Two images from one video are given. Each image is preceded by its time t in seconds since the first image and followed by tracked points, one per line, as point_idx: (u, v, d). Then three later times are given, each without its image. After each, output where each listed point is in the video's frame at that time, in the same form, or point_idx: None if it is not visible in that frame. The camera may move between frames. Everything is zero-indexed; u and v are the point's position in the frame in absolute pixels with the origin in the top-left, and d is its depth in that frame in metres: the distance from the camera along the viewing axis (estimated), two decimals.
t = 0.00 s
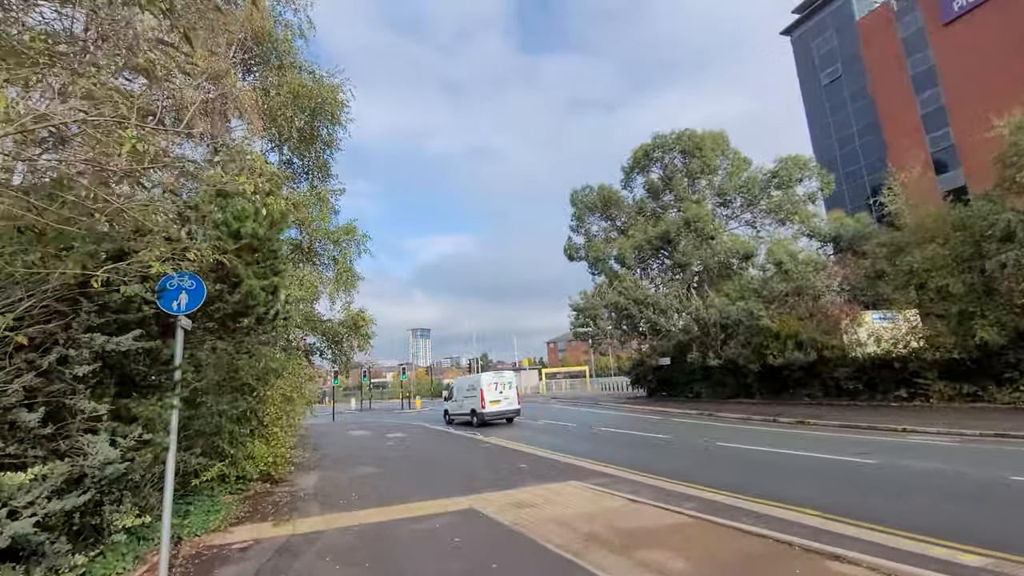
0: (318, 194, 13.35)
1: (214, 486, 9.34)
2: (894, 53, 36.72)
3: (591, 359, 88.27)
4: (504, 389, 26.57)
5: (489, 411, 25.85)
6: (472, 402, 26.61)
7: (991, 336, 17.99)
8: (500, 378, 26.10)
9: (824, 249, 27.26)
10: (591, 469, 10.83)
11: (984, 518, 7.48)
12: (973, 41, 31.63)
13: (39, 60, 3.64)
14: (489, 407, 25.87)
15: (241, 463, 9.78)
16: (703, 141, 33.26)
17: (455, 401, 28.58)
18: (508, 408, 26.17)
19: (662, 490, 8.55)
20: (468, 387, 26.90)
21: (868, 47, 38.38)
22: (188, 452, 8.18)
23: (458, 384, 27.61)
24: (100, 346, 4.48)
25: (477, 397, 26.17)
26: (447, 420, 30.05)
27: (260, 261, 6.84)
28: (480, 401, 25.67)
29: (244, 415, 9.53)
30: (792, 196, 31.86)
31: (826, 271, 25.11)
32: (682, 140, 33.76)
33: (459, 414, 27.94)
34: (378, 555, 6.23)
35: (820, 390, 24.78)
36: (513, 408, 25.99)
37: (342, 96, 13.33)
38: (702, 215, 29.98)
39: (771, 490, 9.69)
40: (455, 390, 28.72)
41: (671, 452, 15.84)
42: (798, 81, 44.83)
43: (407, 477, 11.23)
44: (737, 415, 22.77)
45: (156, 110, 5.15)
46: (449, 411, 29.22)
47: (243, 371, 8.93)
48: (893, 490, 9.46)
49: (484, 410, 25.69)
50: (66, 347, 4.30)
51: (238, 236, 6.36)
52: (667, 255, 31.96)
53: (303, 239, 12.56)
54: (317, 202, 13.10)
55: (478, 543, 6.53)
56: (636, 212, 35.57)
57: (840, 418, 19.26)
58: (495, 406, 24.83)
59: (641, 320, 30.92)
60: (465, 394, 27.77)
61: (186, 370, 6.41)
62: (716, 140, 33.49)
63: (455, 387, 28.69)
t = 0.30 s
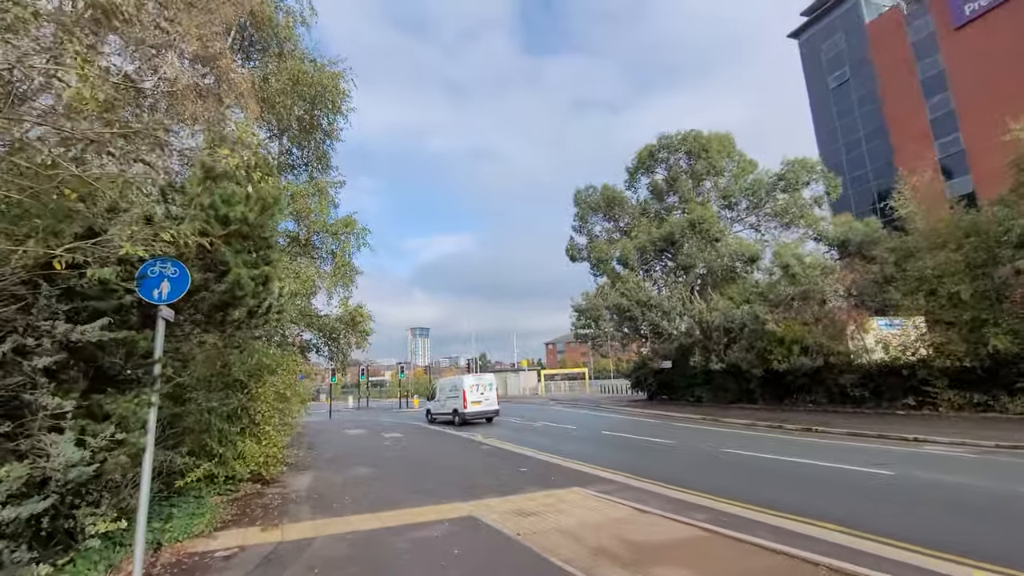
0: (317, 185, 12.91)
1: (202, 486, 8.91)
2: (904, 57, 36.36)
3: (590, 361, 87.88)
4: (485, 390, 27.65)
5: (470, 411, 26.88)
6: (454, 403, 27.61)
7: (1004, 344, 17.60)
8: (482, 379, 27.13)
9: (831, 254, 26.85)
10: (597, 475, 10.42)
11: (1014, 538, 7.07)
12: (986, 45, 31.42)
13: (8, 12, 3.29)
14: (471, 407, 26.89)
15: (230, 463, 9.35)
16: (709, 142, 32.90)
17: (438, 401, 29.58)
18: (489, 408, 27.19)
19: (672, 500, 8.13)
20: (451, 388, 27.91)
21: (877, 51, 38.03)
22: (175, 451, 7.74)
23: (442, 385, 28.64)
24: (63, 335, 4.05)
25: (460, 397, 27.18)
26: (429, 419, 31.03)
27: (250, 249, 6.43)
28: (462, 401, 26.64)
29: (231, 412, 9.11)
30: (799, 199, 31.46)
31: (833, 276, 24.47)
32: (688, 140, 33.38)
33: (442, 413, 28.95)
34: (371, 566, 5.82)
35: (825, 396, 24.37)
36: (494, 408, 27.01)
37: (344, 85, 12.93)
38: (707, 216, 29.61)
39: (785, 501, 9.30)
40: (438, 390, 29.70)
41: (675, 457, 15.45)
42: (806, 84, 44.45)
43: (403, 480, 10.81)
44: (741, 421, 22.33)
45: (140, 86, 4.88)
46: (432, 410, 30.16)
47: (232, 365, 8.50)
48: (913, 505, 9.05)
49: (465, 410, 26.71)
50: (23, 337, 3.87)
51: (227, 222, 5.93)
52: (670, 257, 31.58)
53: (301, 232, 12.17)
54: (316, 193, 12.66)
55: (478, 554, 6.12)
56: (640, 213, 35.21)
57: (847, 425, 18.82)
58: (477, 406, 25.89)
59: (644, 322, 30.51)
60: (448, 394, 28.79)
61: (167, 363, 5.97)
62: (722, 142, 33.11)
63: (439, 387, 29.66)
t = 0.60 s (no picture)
0: (315, 176, 12.51)
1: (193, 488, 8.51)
2: (909, 54, 36.03)
3: (589, 358, 87.58)
4: (468, 389, 28.69)
5: (453, 409, 27.99)
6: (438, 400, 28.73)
7: (1016, 343, 17.27)
8: (465, 379, 28.19)
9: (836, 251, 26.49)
10: (605, 477, 10.07)
11: None
12: (993, 41, 31.13)
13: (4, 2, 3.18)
14: (453, 405, 28.03)
15: (223, 463, 8.96)
16: (712, 139, 32.54)
17: (421, 398, 30.65)
18: (471, 406, 28.37)
19: (687, 504, 7.74)
20: (435, 387, 28.97)
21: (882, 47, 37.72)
22: (163, 451, 7.35)
23: (425, 383, 29.71)
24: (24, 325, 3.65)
25: (443, 396, 28.24)
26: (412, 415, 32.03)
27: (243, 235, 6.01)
28: (445, 399, 27.75)
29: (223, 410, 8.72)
30: (804, 196, 31.06)
31: (841, 273, 23.74)
32: (691, 137, 33.00)
33: (425, 411, 30.01)
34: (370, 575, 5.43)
35: (829, 395, 24.06)
36: (475, 406, 28.19)
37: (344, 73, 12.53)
38: (710, 213, 29.25)
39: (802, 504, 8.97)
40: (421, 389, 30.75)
41: (680, 457, 15.12)
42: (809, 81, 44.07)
43: (403, 480, 10.44)
44: (745, 420, 22.00)
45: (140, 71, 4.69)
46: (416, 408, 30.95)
47: (224, 360, 8.10)
48: (936, 510, 8.68)
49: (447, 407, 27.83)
50: None
51: (215, 207, 5.53)
52: (673, 254, 31.20)
53: (298, 224, 11.80)
54: (313, 184, 12.23)
55: (484, 562, 5.74)
56: (641, 210, 34.86)
57: (854, 425, 18.52)
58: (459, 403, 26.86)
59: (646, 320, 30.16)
60: (431, 393, 29.83)
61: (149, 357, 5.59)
62: (726, 138, 32.77)
63: (423, 385, 30.70)
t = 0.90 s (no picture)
0: (311, 167, 12.12)
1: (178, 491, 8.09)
2: (912, 53, 35.82)
3: (587, 358, 87.25)
4: (449, 389, 29.63)
5: (434, 408, 28.79)
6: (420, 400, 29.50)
7: None
8: (446, 378, 29.13)
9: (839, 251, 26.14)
10: (612, 480, 9.72)
11: None
12: (997, 39, 30.91)
13: None
14: (435, 404, 28.85)
15: (211, 464, 8.55)
16: (714, 137, 32.23)
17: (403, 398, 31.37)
18: (452, 405, 29.24)
19: (699, 510, 7.36)
20: (417, 387, 29.71)
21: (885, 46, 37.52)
22: (147, 453, 6.95)
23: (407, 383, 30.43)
24: None
25: (425, 395, 29.02)
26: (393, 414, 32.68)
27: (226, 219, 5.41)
28: (427, 399, 28.52)
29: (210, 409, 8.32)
30: (806, 195, 30.71)
31: (847, 273, 23.43)
32: (692, 135, 32.69)
33: (406, 410, 30.76)
34: None
35: (832, 397, 23.73)
36: (456, 405, 29.08)
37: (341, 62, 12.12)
38: (712, 212, 28.93)
39: (817, 508, 8.63)
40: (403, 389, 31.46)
41: (684, 457, 14.78)
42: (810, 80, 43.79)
43: (401, 482, 10.04)
44: (747, 421, 21.67)
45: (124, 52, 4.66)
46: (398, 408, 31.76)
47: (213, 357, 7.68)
48: (958, 514, 8.33)
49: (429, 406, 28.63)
50: None
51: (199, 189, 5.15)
52: (674, 253, 30.85)
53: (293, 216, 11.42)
54: (307, 174, 11.76)
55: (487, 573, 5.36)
56: (642, 209, 34.53)
57: (861, 427, 18.23)
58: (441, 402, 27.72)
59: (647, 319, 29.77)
60: (413, 392, 30.56)
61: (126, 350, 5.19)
62: (728, 136, 32.45)
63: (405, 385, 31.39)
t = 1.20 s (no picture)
0: (308, 157, 11.68)
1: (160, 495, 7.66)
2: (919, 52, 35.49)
3: (587, 357, 86.79)
4: (431, 389, 30.32)
5: (417, 407, 29.40)
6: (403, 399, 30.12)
7: None
8: (428, 379, 29.84)
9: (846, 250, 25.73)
10: (624, 486, 9.29)
11: None
12: (1004, 39, 30.56)
13: None
14: (417, 403, 29.48)
15: (197, 467, 8.21)
16: (719, 134, 31.79)
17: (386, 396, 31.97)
18: (434, 404, 29.86)
19: (718, 521, 6.91)
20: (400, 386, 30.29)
21: (891, 45, 37.17)
22: (125, 456, 6.53)
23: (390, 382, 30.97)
24: None
25: (408, 394, 29.62)
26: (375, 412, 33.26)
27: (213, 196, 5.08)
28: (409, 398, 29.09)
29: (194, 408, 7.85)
30: (812, 193, 30.26)
31: (856, 270, 23.43)
32: (697, 132, 32.23)
33: (389, 408, 31.34)
34: None
35: (838, 399, 23.29)
36: (438, 404, 29.75)
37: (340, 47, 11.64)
38: (717, 210, 28.44)
39: (842, 518, 8.18)
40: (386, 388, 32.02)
41: (694, 461, 14.33)
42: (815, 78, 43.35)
43: (401, 487, 9.56)
44: (752, 423, 21.24)
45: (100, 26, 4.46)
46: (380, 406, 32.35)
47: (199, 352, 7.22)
48: (987, 524, 7.90)
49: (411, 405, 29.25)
50: None
51: (179, 169, 4.73)
52: (677, 252, 30.39)
53: (289, 210, 11.03)
54: (300, 162, 11.19)
55: None
56: (645, 207, 34.06)
57: (871, 430, 17.84)
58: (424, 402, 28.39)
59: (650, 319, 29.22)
60: (396, 391, 31.15)
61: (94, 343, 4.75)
62: (732, 134, 31.99)
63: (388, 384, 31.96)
